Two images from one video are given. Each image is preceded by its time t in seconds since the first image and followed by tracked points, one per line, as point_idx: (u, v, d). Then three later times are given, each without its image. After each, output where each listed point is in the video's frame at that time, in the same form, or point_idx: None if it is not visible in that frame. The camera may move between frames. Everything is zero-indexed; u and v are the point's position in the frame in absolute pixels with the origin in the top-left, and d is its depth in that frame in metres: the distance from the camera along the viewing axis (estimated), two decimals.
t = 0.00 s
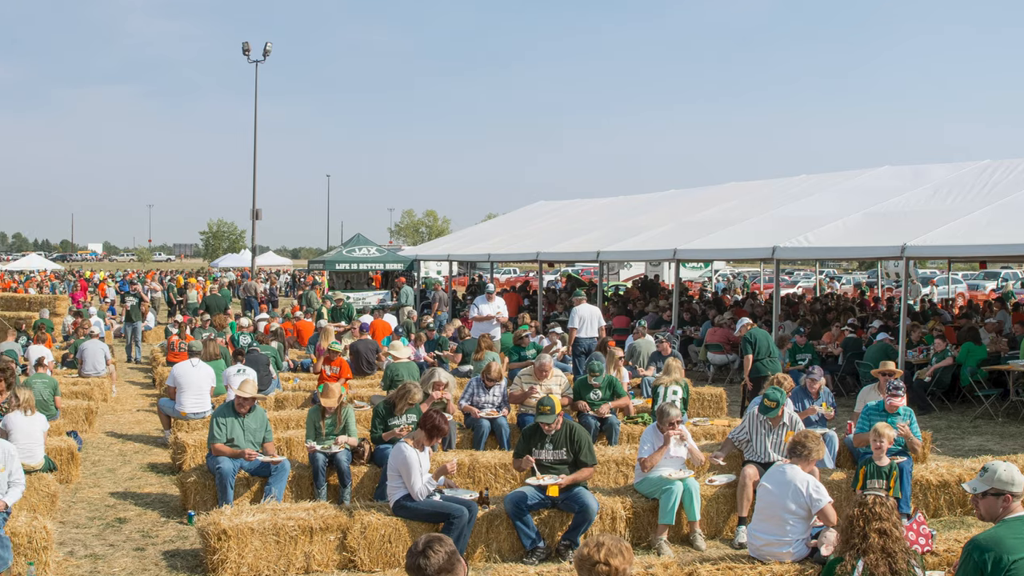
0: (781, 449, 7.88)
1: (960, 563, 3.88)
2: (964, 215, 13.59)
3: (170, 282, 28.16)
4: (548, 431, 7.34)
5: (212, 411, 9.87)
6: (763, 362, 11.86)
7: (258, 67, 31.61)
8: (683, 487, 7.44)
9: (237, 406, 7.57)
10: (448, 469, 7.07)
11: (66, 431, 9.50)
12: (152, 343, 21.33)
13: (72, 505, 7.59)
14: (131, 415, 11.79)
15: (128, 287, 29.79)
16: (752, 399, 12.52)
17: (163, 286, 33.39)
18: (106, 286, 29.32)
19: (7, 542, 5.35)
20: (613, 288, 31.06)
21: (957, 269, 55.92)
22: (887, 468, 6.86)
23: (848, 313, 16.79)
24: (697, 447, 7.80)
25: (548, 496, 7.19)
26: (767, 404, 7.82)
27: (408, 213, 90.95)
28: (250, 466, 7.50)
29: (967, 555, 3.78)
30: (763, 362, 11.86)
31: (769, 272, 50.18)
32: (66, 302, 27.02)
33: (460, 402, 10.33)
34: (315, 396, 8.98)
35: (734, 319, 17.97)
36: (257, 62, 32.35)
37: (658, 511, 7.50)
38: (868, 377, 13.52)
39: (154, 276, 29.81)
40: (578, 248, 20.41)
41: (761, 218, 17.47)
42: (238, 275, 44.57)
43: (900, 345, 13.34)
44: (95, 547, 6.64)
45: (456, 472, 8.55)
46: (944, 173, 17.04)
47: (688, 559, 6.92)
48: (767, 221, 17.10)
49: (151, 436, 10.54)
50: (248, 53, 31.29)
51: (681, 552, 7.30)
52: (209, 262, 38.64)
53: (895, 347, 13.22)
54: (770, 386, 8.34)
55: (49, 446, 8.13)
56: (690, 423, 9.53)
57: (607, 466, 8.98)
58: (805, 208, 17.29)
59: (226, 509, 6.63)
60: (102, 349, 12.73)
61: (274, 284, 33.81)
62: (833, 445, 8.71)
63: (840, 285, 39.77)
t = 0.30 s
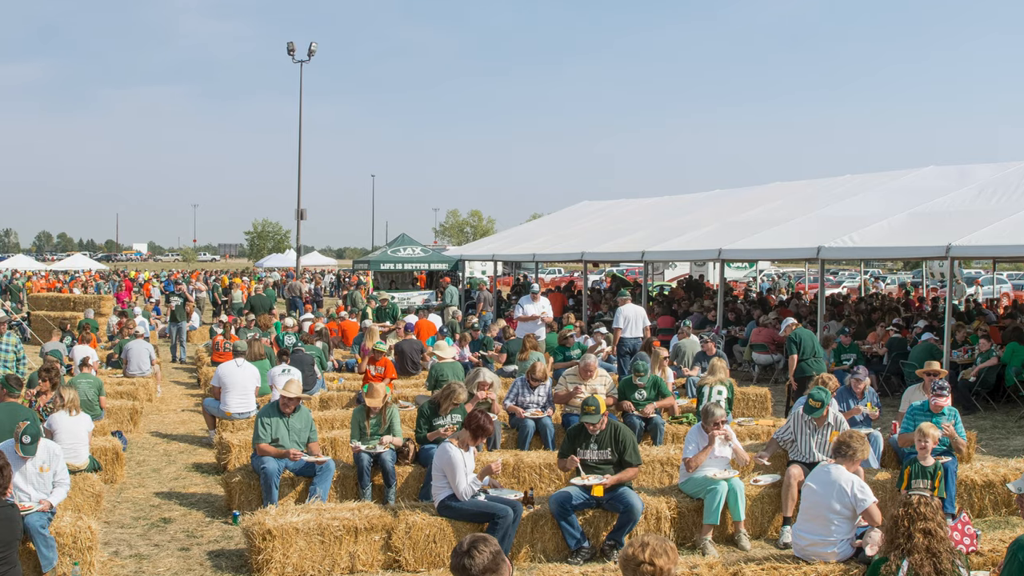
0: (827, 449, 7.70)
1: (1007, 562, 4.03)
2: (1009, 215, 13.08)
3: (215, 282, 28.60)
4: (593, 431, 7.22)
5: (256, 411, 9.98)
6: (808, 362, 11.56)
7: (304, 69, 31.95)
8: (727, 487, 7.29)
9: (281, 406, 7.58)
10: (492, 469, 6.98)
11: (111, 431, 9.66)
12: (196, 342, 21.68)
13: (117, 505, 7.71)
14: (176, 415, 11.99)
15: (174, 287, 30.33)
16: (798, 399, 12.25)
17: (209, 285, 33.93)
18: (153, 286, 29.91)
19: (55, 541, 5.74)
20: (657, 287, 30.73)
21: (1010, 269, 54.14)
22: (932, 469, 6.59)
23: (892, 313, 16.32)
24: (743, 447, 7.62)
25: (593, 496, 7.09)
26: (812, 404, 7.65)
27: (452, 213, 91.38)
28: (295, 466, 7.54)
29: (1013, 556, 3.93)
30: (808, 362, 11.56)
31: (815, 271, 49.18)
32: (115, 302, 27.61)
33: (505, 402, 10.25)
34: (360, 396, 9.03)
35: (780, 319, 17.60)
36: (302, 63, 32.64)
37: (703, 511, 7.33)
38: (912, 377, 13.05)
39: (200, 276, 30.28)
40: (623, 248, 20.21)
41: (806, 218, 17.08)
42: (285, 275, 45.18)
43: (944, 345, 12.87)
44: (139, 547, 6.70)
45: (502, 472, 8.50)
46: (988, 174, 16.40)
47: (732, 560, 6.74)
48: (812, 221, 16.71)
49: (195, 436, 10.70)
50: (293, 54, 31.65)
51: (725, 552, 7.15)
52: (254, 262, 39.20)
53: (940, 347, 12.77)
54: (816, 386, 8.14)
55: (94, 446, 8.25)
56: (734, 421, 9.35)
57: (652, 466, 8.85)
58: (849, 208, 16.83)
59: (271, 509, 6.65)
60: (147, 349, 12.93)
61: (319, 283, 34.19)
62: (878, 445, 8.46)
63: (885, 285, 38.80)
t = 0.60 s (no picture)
0: (871, 449, 7.50)
1: None
2: None
3: (260, 283, 28.99)
4: (638, 431, 7.11)
5: (301, 411, 10.07)
6: (853, 362, 11.28)
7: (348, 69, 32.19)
8: (772, 487, 7.13)
9: (326, 406, 7.66)
10: (537, 469, 6.94)
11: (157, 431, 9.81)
12: (241, 342, 21.99)
13: (161, 505, 7.79)
14: (221, 415, 12.17)
15: (219, 287, 30.84)
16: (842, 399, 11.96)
17: (254, 285, 34.45)
18: (199, 286, 30.41)
19: (99, 541, 5.73)
20: (702, 288, 30.37)
21: None
22: (977, 469, 6.31)
23: (939, 313, 15.84)
24: (788, 448, 7.46)
25: (638, 495, 6.99)
26: (857, 404, 7.43)
27: (497, 213, 91.55)
28: (340, 466, 7.59)
29: None
30: (853, 362, 11.28)
31: (861, 271, 48.20)
32: (161, 302, 28.11)
33: (549, 402, 10.19)
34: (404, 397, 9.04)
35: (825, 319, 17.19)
36: (345, 64, 32.91)
37: (748, 511, 7.19)
38: (958, 377, 12.70)
39: (245, 276, 30.70)
40: (668, 248, 19.95)
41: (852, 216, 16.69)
42: (329, 275, 45.69)
43: (991, 344, 12.45)
44: (184, 547, 6.75)
45: (546, 471, 8.42)
46: None
47: (777, 560, 6.60)
48: (857, 221, 16.26)
49: (239, 436, 10.84)
50: (338, 53, 31.90)
51: (771, 553, 7.00)
52: (299, 262, 39.69)
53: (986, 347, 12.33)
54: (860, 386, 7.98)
55: (139, 446, 8.33)
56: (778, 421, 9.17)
57: (696, 466, 8.70)
58: (892, 208, 16.38)
59: (316, 509, 6.68)
60: (192, 349, 13.11)
61: (363, 283, 34.48)
62: (924, 445, 8.23)
63: (931, 285, 37.89)
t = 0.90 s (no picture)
0: (916, 450, 7.34)
1: None
2: None
3: (304, 283, 29.28)
4: (683, 431, 7.00)
5: (345, 411, 10.14)
6: (898, 362, 10.90)
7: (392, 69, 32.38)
8: (817, 487, 6.98)
9: (371, 406, 7.67)
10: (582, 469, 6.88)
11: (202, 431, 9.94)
12: (286, 342, 22.27)
13: (206, 505, 7.87)
14: (265, 415, 12.32)
15: (263, 287, 31.28)
16: (886, 399, 11.65)
17: (298, 285, 34.84)
18: (244, 287, 30.86)
19: (144, 541, 5.71)
20: (749, 288, 29.91)
21: None
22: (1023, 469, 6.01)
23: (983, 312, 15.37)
24: (832, 447, 7.26)
25: (683, 495, 6.87)
26: (901, 404, 7.30)
27: (542, 213, 91.39)
28: (385, 466, 7.60)
29: None
30: (898, 362, 10.90)
31: (908, 271, 47.05)
32: (206, 302, 28.58)
33: (593, 402, 10.04)
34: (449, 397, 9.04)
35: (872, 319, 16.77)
36: (389, 65, 33.10)
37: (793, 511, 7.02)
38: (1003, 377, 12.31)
39: (289, 276, 31.07)
40: (712, 248, 19.65)
41: (896, 216, 16.26)
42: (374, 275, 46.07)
43: None
44: (229, 547, 6.80)
45: (591, 472, 8.32)
46: None
47: (822, 561, 6.46)
48: (902, 221, 15.81)
49: (283, 436, 10.97)
50: (384, 53, 32.06)
51: (815, 553, 6.85)
52: (344, 262, 40.05)
53: None
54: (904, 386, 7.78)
55: (184, 446, 8.44)
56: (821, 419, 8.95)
57: (741, 466, 8.50)
58: (937, 208, 15.88)
59: (361, 509, 6.69)
60: (236, 349, 13.29)
61: (408, 283, 34.70)
62: (968, 445, 7.98)
63: (979, 285, 36.84)
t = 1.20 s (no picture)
0: (961, 449, 7.11)
1: None
2: None
3: (349, 283, 29.54)
4: (727, 431, 6.86)
5: (390, 411, 10.18)
6: (943, 362, 10.63)
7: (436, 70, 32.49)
8: (862, 487, 6.82)
9: (416, 406, 7.68)
10: (626, 469, 6.81)
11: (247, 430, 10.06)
12: (331, 342, 22.51)
13: (251, 505, 7.95)
14: (309, 415, 12.44)
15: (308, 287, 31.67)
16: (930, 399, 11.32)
17: (343, 286, 35.20)
18: (289, 287, 31.30)
19: (188, 541, 5.74)
20: (794, 288, 29.38)
21: None
22: None
23: None
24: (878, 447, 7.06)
25: (728, 496, 6.74)
26: (945, 404, 7.08)
27: (587, 213, 91.04)
28: (429, 466, 7.62)
29: None
30: (943, 362, 10.63)
31: (953, 271, 45.83)
32: (251, 302, 29.03)
33: (638, 402, 9.98)
34: (493, 398, 8.99)
35: (917, 319, 16.30)
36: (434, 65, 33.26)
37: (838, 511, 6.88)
38: None
39: (334, 276, 31.40)
40: (757, 248, 19.30)
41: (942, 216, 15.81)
42: (419, 275, 46.38)
43: None
44: (274, 547, 6.84)
45: (636, 472, 8.20)
46: None
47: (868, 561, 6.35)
48: (947, 220, 15.38)
49: (328, 436, 11.07)
50: (428, 53, 32.21)
51: (860, 552, 6.72)
52: (388, 263, 40.36)
53: None
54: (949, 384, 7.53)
55: (229, 447, 8.52)
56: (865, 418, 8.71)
57: (786, 466, 8.33)
58: (982, 208, 15.38)
59: (406, 509, 6.69)
60: (281, 349, 13.44)
61: (452, 283, 34.84)
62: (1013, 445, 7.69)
63: None
